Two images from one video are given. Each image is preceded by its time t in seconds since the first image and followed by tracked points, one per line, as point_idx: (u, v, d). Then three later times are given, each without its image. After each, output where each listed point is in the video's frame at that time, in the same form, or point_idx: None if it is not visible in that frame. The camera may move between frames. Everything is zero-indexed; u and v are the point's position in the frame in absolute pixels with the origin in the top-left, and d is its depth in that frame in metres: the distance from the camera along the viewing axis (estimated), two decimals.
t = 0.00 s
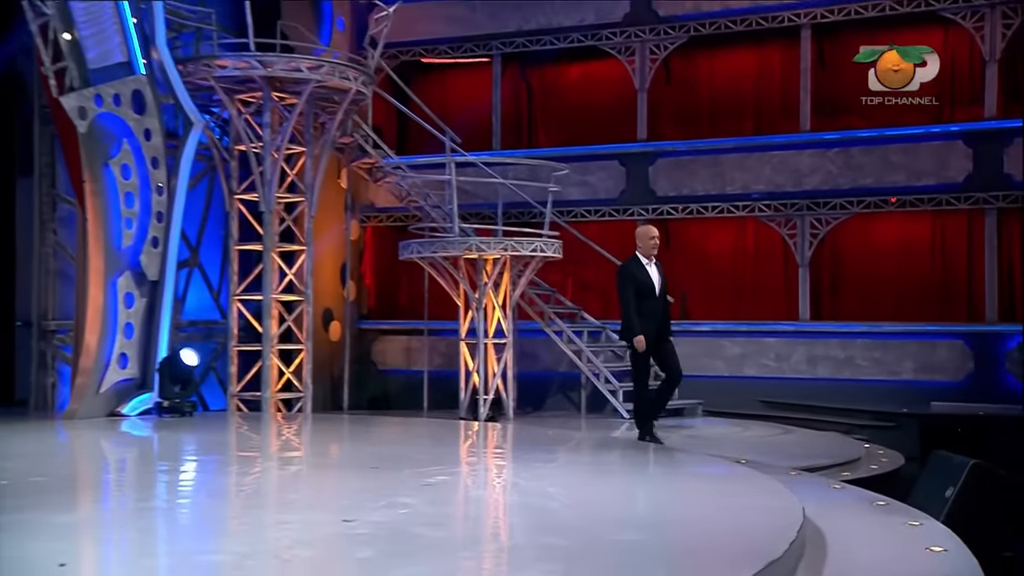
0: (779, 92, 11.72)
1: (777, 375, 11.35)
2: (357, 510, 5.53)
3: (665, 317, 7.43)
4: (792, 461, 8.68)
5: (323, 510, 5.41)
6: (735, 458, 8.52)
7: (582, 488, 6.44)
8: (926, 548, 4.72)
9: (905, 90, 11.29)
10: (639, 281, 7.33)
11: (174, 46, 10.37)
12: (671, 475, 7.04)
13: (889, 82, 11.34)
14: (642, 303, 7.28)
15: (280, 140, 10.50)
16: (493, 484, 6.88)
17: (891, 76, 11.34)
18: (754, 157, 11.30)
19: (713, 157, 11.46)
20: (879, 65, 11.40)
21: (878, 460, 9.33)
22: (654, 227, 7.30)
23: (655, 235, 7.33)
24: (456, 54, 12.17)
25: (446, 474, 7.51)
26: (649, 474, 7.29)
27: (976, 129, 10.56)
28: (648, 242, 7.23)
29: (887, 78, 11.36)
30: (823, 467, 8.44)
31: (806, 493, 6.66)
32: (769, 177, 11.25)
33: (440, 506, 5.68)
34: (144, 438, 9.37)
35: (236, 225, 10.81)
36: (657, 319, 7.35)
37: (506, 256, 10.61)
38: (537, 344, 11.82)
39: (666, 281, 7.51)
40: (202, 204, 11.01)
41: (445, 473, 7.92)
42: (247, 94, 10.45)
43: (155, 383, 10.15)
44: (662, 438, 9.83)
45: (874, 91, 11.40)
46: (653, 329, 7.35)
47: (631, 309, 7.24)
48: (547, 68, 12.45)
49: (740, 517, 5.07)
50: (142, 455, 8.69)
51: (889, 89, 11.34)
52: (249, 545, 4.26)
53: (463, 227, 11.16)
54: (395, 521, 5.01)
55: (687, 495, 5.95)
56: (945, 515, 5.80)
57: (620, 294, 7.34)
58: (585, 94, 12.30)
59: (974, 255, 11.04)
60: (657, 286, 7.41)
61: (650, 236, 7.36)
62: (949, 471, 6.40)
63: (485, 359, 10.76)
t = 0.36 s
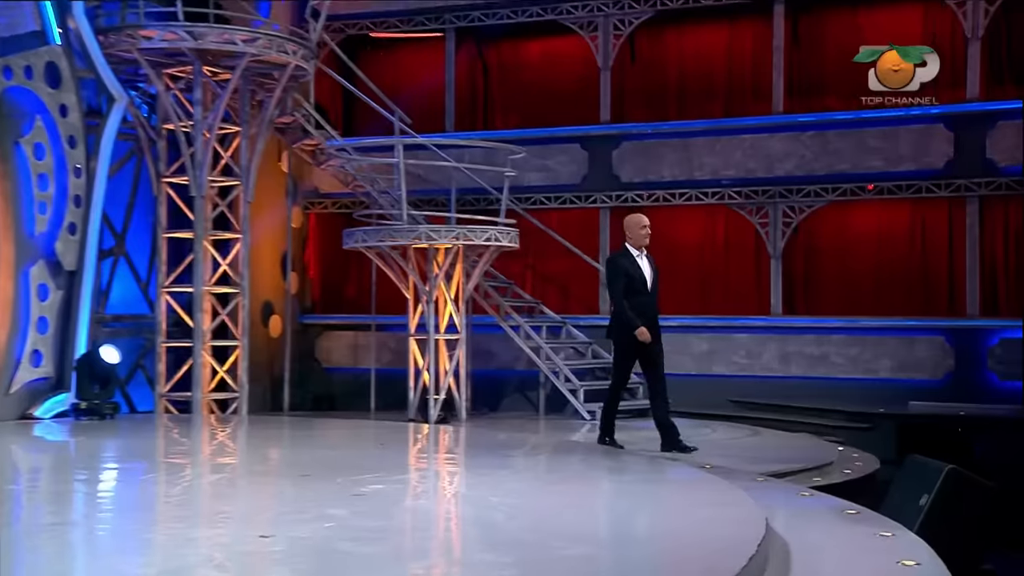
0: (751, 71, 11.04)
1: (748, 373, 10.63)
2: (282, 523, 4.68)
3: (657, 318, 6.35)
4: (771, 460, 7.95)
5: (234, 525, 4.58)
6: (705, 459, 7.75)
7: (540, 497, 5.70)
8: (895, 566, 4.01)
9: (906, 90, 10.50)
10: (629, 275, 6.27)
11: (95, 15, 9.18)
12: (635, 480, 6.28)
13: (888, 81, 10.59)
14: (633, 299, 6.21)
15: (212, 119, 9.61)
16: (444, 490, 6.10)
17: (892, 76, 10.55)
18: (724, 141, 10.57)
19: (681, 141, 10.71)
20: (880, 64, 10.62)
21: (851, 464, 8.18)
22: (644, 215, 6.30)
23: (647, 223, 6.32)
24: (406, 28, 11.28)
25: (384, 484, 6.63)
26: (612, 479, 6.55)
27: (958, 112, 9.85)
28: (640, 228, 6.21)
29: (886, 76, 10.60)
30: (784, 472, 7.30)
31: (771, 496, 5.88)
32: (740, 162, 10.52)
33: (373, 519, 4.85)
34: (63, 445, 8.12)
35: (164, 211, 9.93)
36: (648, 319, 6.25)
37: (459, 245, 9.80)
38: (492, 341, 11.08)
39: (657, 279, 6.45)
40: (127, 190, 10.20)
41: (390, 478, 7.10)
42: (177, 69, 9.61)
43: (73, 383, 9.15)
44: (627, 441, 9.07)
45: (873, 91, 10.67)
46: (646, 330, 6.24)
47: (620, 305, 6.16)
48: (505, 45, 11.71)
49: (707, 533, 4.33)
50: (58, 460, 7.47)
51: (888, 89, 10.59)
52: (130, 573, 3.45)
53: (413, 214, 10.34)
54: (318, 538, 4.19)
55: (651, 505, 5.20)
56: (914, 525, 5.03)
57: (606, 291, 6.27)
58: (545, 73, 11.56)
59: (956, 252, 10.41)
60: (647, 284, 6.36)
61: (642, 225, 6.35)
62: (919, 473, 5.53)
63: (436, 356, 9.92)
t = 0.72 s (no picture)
0: (728, 50, 10.35)
1: (722, 372, 9.98)
2: (193, 541, 3.90)
3: (652, 309, 5.90)
4: (747, 463, 7.27)
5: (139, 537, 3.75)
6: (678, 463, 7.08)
7: (495, 508, 5.00)
8: None
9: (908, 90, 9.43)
10: (617, 264, 5.89)
11: None
12: (602, 486, 5.58)
13: (889, 82, 9.48)
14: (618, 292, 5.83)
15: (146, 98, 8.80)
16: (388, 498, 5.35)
17: (891, 77, 9.47)
18: (697, 124, 9.95)
19: (653, 124, 10.08)
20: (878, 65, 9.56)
21: (828, 468, 7.19)
22: (639, 199, 5.84)
23: (642, 207, 5.84)
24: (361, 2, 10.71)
25: (319, 493, 5.58)
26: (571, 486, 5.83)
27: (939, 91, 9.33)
28: (634, 216, 5.82)
29: (886, 77, 9.50)
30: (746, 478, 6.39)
31: (740, 505, 5.13)
32: (714, 147, 9.89)
33: (299, 536, 4.09)
34: None
35: (94, 196, 9.15)
36: (637, 311, 5.85)
37: (415, 234, 9.01)
38: (451, 337, 10.38)
39: (659, 265, 5.99)
40: (55, 174, 9.43)
41: (333, 478, 6.34)
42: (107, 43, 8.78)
43: None
44: (594, 444, 8.40)
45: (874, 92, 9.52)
46: (631, 323, 5.86)
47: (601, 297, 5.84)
48: (466, 20, 11.00)
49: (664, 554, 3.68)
50: None
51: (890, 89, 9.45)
52: None
53: (364, 201, 9.55)
54: (233, 558, 3.45)
55: (619, 518, 4.50)
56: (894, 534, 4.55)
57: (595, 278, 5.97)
58: (508, 50, 10.85)
59: (943, 243, 9.70)
60: (642, 272, 5.91)
61: (637, 209, 5.88)
62: (892, 476, 5.00)
63: (388, 354, 9.07)
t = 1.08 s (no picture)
0: (700, 33, 9.86)
1: (693, 371, 9.50)
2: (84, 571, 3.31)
3: (640, 307, 5.66)
4: (719, 468, 6.78)
5: None
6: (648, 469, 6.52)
7: (442, 521, 4.39)
8: None
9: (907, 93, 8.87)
10: (603, 259, 5.64)
11: None
12: (564, 496, 5.05)
13: (888, 83, 8.90)
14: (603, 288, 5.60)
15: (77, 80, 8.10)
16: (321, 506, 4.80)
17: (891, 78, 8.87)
18: (667, 111, 9.44)
19: (620, 110, 9.58)
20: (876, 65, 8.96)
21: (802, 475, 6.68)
22: (628, 192, 5.57)
23: (631, 199, 5.57)
24: None
25: (250, 505, 4.75)
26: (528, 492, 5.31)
27: (925, 78, 8.84)
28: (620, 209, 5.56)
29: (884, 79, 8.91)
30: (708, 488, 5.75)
31: (708, 517, 4.62)
32: (685, 136, 9.39)
33: (219, 562, 3.52)
34: None
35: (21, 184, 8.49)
36: (623, 309, 5.62)
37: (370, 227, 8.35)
38: (408, 336, 9.84)
39: (649, 260, 5.74)
40: None
41: (271, 483, 5.70)
42: (35, 20, 8.10)
43: None
44: (558, 449, 7.87)
45: (871, 94, 8.97)
46: (616, 323, 5.63)
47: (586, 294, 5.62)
48: None
49: None
50: None
51: (889, 91, 8.89)
52: None
53: (314, 190, 8.94)
54: None
55: (580, 540, 3.95)
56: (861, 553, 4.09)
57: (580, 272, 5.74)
58: (469, 32, 10.32)
59: (923, 236, 9.26)
60: (629, 268, 5.66)
61: (627, 201, 5.61)
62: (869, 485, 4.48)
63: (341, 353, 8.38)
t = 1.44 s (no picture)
0: (662, 24, 9.67)
1: (654, 368, 9.35)
2: None
3: (633, 302, 5.51)
4: (676, 467, 6.62)
5: None
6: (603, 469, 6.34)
7: (377, 522, 4.25)
8: None
9: (907, 93, 8.65)
10: (598, 251, 5.44)
11: None
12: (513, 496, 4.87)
13: (887, 84, 8.67)
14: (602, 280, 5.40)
15: (14, 67, 7.76)
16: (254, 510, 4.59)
17: (892, 77, 8.63)
18: (628, 103, 9.30)
19: (580, 101, 9.41)
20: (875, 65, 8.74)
21: (763, 473, 6.53)
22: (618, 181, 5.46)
23: (620, 189, 5.45)
24: None
25: (183, 505, 4.62)
26: (474, 492, 5.11)
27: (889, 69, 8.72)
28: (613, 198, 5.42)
29: (883, 79, 8.69)
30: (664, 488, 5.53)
31: (655, 519, 4.44)
32: (647, 128, 9.24)
33: (136, 572, 3.30)
34: None
35: None
36: (619, 304, 5.46)
37: (321, 219, 8.03)
38: (365, 332, 9.61)
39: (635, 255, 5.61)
40: None
41: (210, 484, 5.46)
42: None
43: None
44: (515, 448, 7.69)
45: (871, 93, 8.77)
46: (612, 318, 5.44)
47: (585, 288, 5.37)
48: None
49: None
50: None
51: (889, 91, 8.66)
52: None
53: (267, 181, 8.61)
54: None
55: (520, 546, 3.76)
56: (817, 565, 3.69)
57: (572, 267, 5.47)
58: (427, 21, 10.09)
59: (886, 228, 9.10)
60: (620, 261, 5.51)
61: (614, 191, 5.49)
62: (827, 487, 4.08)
63: (291, 350, 8.07)
